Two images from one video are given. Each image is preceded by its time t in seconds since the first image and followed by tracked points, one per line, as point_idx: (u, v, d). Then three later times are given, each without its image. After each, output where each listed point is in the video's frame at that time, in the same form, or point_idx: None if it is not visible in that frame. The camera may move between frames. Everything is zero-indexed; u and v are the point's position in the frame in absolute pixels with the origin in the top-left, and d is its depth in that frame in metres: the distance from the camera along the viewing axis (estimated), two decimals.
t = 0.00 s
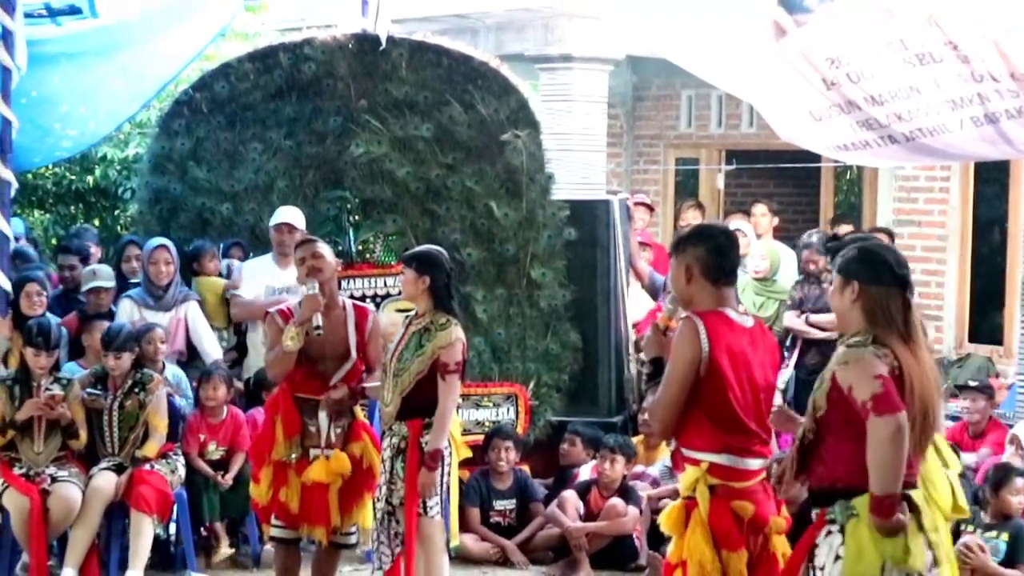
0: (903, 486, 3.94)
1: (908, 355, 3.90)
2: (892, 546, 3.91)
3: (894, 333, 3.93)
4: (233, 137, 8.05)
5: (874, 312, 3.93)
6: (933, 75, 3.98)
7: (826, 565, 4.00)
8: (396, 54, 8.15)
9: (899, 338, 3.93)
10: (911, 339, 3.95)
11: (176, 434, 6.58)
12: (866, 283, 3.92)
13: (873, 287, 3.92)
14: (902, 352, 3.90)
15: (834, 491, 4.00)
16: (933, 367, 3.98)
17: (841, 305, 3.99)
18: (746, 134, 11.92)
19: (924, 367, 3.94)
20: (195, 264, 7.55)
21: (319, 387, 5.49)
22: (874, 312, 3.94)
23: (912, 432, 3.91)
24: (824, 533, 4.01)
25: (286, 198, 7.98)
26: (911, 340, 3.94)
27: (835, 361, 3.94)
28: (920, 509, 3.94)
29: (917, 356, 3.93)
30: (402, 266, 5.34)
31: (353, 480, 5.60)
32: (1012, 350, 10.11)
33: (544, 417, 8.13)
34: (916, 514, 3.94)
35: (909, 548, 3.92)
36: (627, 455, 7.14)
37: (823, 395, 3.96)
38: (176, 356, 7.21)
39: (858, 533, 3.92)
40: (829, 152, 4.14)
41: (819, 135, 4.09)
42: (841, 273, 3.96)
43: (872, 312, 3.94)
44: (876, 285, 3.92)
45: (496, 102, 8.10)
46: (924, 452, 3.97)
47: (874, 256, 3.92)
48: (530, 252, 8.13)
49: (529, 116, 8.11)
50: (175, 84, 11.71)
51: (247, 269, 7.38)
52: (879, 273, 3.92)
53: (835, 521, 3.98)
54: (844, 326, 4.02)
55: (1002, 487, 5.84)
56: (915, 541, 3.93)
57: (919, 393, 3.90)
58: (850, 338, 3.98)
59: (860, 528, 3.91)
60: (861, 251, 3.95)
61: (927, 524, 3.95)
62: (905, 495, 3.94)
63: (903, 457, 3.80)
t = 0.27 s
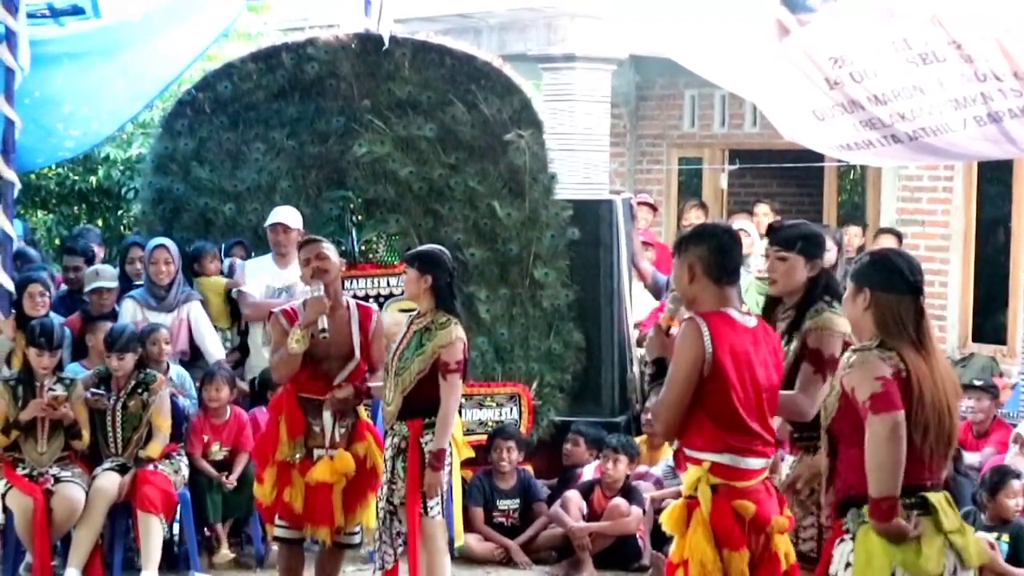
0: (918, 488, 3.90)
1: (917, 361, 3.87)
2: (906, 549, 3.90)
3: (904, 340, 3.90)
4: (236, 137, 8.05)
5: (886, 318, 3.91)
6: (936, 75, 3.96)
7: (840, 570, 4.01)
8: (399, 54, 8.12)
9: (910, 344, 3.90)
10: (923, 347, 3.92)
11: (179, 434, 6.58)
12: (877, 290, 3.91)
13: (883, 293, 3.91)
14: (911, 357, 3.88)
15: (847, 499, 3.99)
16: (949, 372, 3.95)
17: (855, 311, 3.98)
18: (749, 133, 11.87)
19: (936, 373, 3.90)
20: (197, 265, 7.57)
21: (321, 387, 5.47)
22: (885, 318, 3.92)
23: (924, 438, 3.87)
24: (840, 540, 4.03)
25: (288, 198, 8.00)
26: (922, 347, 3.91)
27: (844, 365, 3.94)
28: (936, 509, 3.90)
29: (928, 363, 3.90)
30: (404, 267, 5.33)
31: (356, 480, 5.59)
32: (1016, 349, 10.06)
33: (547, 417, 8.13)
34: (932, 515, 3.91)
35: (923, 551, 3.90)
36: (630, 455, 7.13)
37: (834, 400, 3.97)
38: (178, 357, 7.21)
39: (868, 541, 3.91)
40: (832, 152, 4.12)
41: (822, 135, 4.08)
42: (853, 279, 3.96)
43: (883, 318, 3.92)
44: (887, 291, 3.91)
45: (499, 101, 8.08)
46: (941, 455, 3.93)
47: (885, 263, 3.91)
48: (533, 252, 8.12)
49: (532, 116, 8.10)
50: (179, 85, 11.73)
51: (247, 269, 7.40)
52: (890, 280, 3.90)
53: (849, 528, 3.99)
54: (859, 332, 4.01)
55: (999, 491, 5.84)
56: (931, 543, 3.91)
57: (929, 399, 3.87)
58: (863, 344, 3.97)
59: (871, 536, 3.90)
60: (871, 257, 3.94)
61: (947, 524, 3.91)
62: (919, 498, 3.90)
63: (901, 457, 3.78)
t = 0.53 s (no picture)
0: (915, 494, 3.75)
1: (903, 367, 3.67)
2: (908, 554, 3.72)
3: (890, 345, 3.71)
4: (238, 138, 8.05)
5: (871, 322, 3.73)
6: (939, 74, 3.96)
7: None
8: (401, 54, 8.12)
9: (897, 348, 3.70)
10: (912, 350, 3.72)
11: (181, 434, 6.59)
12: (860, 294, 3.74)
13: (867, 297, 3.73)
14: (897, 363, 3.68)
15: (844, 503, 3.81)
16: (941, 372, 3.73)
17: (839, 315, 3.80)
18: (752, 134, 11.94)
19: (926, 376, 3.70)
20: (198, 266, 7.60)
21: (326, 388, 5.47)
22: (871, 322, 3.73)
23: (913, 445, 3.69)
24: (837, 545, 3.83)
25: (291, 198, 7.99)
26: (910, 350, 3.71)
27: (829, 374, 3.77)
28: (936, 516, 3.74)
29: (917, 367, 3.70)
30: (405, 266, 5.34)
31: (358, 481, 5.59)
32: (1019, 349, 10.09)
33: (550, 417, 8.13)
34: (931, 521, 3.74)
35: (927, 557, 3.72)
36: (633, 455, 7.13)
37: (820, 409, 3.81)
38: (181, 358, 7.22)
39: (872, 546, 3.73)
40: (835, 151, 4.15)
41: (825, 134, 4.10)
42: (836, 283, 3.78)
43: (869, 321, 3.74)
44: (870, 295, 3.73)
45: (501, 101, 8.08)
46: (934, 461, 3.73)
47: (866, 267, 3.74)
48: (536, 252, 8.12)
49: (535, 116, 8.10)
50: (181, 85, 11.72)
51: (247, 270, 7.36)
52: (873, 283, 3.73)
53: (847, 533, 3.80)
54: (847, 337, 3.83)
55: (998, 491, 5.82)
56: (932, 549, 3.73)
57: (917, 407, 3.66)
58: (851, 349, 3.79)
59: (874, 541, 3.72)
60: (854, 261, 3.77)
61: (946, 531, 3.75)
62: (918, 503, 3.75)
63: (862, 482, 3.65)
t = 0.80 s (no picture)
0: (865, 503, 3.62)
1: (858, 377, 3.51)
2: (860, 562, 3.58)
3: (845, 354, 3.55)
4: (240, 138, 8.06)
5: (827, 329, 3.57)
6: (940, 75, 4.01)
7: None
8: (403, 55, 8.12)
9: (853, 358, 3.54)
10: (867, 358, 3.56)
11: (183, 436, 6.59)
12: (817, 298, 3.57)
13: (823, 302, 3.57)
14: (853, 373, 3.52)
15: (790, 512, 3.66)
16: (895, 382, 3.59)
17: (794, 320, 3.64)
18: (753, 134, 11.87)
19: (881, 384, 3.54)
20: (197, 268, 7.65)
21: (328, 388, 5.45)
22: (827, 328, 3.57)
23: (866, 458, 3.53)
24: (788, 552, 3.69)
25: (293, 199, 7.98)
26: (865, 359, 3.55)
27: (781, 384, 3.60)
28: (887, 524, 3.62)
29: (873, 375, 3.53)
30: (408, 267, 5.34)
31: (358, 483, 5.60)
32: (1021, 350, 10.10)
33: (550, 418, 8.17)
34: (882, 529, 3.61)
35: (880, 565, 3.59)
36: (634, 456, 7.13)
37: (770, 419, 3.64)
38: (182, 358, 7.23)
39: (824, 553, 3.59)
40: (836, 152, 4.17)
41: (826, 135, 4.15)
42: (792, 286, 3.61)
43: (825, 329, 3.58)
44: (827, 301, 3.57)
45: (502, 102, 8.10)
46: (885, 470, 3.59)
47: (823, 271, 3.57)
48: (537, 253, 8.12)
49: (536, 117, 8.13)
50: (183, 86, 11.74)
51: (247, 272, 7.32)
52: (830, 289, 3.57)
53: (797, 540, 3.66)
54: (800, 342, 3.67)
55: (997, 491, 5.81)
56: (884, 558, 3.60)
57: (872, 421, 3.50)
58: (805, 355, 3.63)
59: (827, 547, 3.58)
60: (810, 263, 3.60)
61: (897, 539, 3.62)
62: (868, 512, 3.62)
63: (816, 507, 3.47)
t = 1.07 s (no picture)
0: (823, 501, 3.57)
1: (813, 374, 3.49)
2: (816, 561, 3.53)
3: (802, 350, 3.52)
4: (240, 140, 8.05)
5: (785, 324, 3.54)
6: (940, 77, 4.02)
7: None
8: (403, 57, 8.12)
9: (809, 354, 3.52)
10: (824, 355, 3.53)
11: (184, 438, 6.61)
12: (776, 293, 3.55)
13: (782, 296, 3.54)
14: (808, 370, 3.49)
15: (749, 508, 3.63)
16: (852, 378, 3.55)
17: (754, 314, 3.62)
18: (754, 136, 11.89)
19: (836, 381, 3.51)
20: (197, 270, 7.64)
21: (328, 388, 5.46)
22: (785, 323, 3.54)
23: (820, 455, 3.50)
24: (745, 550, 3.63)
25: (293, 201, 7.99)
26: (822, 355, 3.52)
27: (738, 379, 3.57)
28: (846, 524, 3.56)
29: (828, 372, 3.51)
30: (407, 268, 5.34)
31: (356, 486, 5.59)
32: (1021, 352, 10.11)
33: (552, 420, 8.16)
34: (840, 528, 3.56)
35: (837, 565, 3.53)
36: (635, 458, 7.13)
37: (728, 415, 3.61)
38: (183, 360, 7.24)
39: (781, 552, 3.53)
40: (838, 155, 4.14)
41: (825, 138, 4.13)
42: (752, 279, 3.59)
43: (783, 323, 3.55)
44: (786, 296, 3.54)
45: (503, 104, 8.11)
46: (843, 468, 3.55)
47: (782, 266, 3.54)
48: (538, 255, 8.13)
49: (537, 119, 8.15)
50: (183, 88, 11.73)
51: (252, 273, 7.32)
52: (789, 284, 3.54)
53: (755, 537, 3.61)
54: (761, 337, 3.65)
55: (995, 492, 5.81)
56: (842, 558, 3.55)
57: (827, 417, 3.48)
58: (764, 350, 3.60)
59: (783, 546, 3.53)
60: (770, 258, 3.57)
61: (853, 538, 3.57)
62: (826, 509, 3.56)
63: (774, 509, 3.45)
